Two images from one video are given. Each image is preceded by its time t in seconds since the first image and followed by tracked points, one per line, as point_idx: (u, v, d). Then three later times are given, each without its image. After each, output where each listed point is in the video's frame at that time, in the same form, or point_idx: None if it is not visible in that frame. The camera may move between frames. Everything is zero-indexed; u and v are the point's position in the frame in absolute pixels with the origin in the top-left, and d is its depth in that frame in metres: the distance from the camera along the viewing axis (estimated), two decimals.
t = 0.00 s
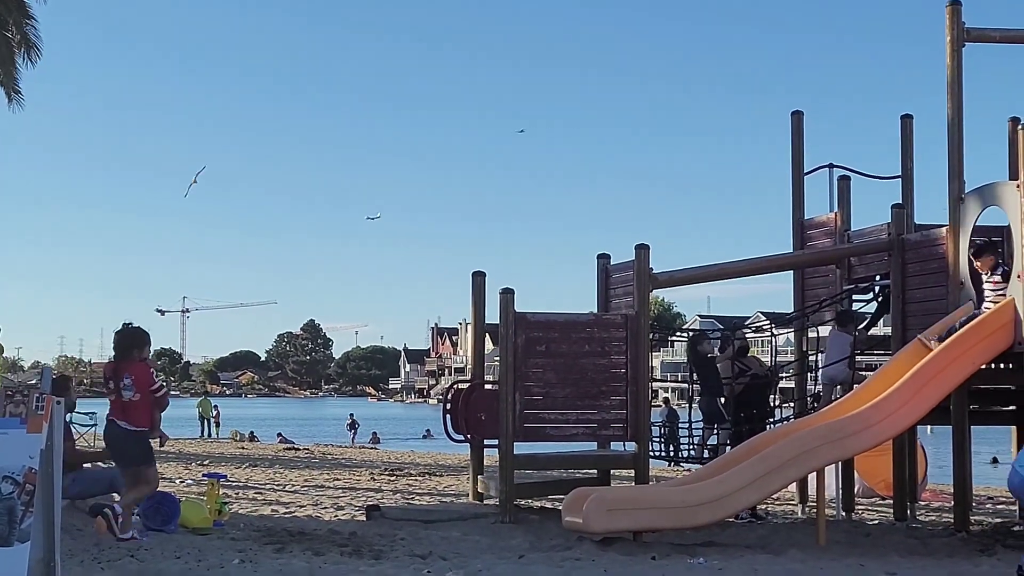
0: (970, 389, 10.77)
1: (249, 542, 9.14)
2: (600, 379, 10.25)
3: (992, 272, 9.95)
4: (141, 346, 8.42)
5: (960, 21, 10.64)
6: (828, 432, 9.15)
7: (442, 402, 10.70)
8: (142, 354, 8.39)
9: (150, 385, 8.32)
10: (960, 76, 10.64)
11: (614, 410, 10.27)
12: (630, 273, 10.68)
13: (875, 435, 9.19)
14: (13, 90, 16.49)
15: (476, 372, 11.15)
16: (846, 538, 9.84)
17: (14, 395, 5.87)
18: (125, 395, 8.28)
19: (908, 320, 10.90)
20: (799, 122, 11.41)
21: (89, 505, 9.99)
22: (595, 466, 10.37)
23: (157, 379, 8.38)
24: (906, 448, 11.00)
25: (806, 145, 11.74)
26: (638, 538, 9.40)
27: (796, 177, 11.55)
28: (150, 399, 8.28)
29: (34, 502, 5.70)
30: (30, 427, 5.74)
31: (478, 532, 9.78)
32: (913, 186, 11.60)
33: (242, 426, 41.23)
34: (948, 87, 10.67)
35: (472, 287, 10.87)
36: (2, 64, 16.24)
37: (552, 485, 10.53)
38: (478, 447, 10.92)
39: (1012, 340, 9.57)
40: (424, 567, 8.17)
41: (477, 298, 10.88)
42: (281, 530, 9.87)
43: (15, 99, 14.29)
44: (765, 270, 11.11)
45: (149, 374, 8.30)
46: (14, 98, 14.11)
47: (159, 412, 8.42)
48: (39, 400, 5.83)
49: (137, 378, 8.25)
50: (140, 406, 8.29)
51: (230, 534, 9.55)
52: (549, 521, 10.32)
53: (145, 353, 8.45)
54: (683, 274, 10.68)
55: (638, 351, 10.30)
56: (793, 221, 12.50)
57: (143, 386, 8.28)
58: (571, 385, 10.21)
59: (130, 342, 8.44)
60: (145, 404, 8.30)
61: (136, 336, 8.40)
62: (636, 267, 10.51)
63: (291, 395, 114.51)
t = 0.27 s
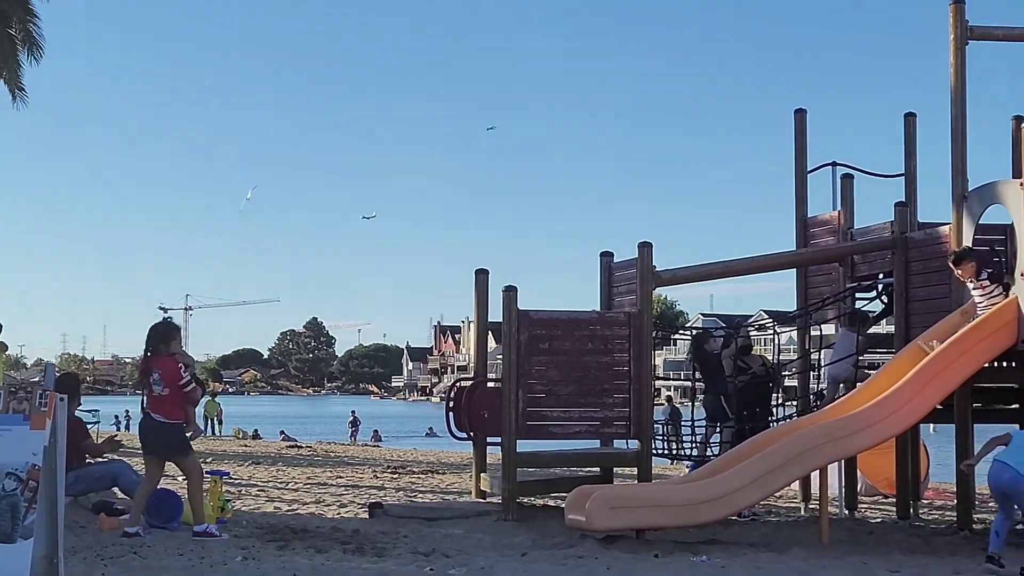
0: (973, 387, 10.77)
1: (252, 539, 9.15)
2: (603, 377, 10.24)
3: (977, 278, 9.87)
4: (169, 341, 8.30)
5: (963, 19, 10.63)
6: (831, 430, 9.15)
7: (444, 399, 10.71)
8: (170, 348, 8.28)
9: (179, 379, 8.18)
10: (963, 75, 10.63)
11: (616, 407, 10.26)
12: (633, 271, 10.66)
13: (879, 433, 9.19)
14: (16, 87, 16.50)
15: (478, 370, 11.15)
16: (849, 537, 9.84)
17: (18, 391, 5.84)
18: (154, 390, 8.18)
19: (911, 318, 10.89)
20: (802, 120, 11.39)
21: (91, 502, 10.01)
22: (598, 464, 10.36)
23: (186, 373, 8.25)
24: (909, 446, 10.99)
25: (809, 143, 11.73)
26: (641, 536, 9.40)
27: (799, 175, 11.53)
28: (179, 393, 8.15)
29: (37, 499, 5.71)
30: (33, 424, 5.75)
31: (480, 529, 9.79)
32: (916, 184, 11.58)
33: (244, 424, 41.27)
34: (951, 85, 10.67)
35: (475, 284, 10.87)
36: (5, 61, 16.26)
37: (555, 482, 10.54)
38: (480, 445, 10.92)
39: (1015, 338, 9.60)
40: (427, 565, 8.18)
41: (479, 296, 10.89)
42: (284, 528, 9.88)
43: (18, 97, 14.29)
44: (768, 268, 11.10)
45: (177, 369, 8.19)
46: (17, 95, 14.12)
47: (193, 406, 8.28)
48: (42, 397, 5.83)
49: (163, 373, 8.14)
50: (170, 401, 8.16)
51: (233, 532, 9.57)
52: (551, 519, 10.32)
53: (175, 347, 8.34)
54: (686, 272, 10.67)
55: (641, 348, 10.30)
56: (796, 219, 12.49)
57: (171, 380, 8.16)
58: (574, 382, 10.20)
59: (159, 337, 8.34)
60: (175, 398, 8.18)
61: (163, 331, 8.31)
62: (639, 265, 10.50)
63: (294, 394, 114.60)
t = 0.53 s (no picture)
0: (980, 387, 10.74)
1: (258, 538, 9.16)
2: (610, 377, 10.24)
3: (972, 284, 9.86)
4: (194, 338, 8.31)
5: (970, 19, 10.61)
6: (839, 429, 9.15)
7: (451, 399, 10.71)
8: (197, 345, 8.29)
9: (208, 375, 8.20)
10: (970, 74, 10.61)
11: (623, 407, 10.26)
12: (640, 270, 10.66)
13: (887, 432, 9.18)
14: (23, 88, 16.55)
15: (484, 370, 11.16)
16: (856, 536, 9.82)
17: (26, 390, 5.82)
18: (185, 388, 8.21)
19: (918, 318, 10.87)
20: (809, 120, 11.37)
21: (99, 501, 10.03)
22: (604, 463, 10.36)
23: (215, 369, 8.26)
24: (916, 446, 10.97)
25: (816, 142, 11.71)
26: (648, 536, 9.40)
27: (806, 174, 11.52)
28: (209, 389, 8.17)
29: (45, 498, 5.72)
30: (41, 423, 5.76)
31: (487, 529, 9.79)
32: (923, 184, 11.56)
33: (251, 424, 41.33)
34: (958, 84, 10.65)
35: (481, 284, 10.87)
36: (13, 62, 16.31)
37: (561, 482, 10.54)
38: (486, 445, 10.93)
39: None
40: (434, 564, 8.19)
41: (486, 296, 10.89)
42: (291, 527, 9.89)
43: (24, 96, 14.35)
44: (775, 268, 11.09)
45: (205, 366, 8.19)
46: (24, 95, 14.18)
47: (227, 401, 8.29)
48: (50, 396, 5.83)
49: (192, 371, 8.17)
50: (203, 398, 8.19)
51: (240, 531, 9.58)
52: (558, 518, 10.32)
53: (203, 345, 8.35)
54: (692, 271, 10.66)
55: (647, 347, 10.29)
56: (802, 219, 12.47)
57: (200, 377, 8.18)
58: (580, 382, 10.20)
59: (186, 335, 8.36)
60: (207, 396, 8.20)
61: (188, 329, 8.31)
62: (646, 264, 10.49)
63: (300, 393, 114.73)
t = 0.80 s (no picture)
0: (990, 390, 10.71)
1: (268, 541, 9.18)
2: (618, 380, 10.24)
3: (963, 301, 9.96)
4: (205, 340, 8.32)
5: (980, 21, 10.59)
6: (849, 432, 9.12)
7: (460, 401, 10.72)
8: (206, 348, 8.30)
9: (213, 380, 8.19)
10: (980, 77, 10.59)
11: (632, 410, 10.25)
12: (649, 274, 10.65)
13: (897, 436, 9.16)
14: (32, 91, 16.62)
15: (493, 373, 11.16)
16: (866, 540, 9.80)
17: (36, 392, 5.83)
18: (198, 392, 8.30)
19: (928, 321, 10.85)
20: (819, 123, 11.36)
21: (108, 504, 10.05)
22: (613, 466, 10.35)
23: (222, 373, 8.23)
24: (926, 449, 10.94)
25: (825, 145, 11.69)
26: (656, 539, 9.38)
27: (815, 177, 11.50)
28: (213, 394, 8.16)
29: (55, 500, 5.73)
30: (51, 425, 5.77)
31: (495, 532, 9.80)
32: (933, 187, 11.53)
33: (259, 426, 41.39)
34: (968, 87, 10.62)
35: (490, 287, 10.88)
36: (23, 65, 16.37)
37: (570, 485, 10.53)
38: (495, 448, 10.93)
39: None
40: (443, 567, 8.19)
41: (494, 299, 10.89)
42: (300, 530, 9.91)
43: (34, 100, 14.42)
44: (784, 270, 11.07)
45: (210, 370, 8.19)
46: (33, 98, 14.25)
47: (237, 404, 8.25)
48: (60, 398, 5.84)
49: (199, 376, 8.22)
50: (211, 402, 8.21)
51: (250, 534, 9.59)
52: (566, 521, 10.32)
53: (213, 347, 8.33)
54: (701, 274, 10.65)
55: (656, 350, 10.28)
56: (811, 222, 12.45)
57: (206, 382, 8.20)
58: (589, 385, 10.20)
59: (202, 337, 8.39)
60: (214, 400, 8.21)
61: (199, 332, 8.31)
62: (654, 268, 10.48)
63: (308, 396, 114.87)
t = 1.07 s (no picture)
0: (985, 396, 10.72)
1: (264, 546, 9.17)
2: (614, 385, 10.24)
3: (929, 331, 9.93)
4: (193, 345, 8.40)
5: (975, 27, 10.62)
6: (847, 437, 9.13)
7: (456, 406, 10.72)
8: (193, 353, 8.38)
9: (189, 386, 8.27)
10: (975, 83, 10.62)
11: (628, 415, 10.26)
12: (645, 279, 10.65)
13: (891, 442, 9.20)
14: (29, 96, 16.63)
15: (490, 378, 11.16)
16: (861, 545, 9.81)
17: (31, 397, 5.84)
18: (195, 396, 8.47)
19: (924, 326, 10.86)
20: (814, 128, 11.37)
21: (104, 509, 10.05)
22: (609, 471, 10.35)
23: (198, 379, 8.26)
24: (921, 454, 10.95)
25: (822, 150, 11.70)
26: (652, 544, 9.39)
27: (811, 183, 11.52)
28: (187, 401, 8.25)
29: (50, 504, 5.74)
30: (46, 430, 5.78)
31: (491, 537, 9.80)
32: (929, 192, 11.55)
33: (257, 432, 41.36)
34: (964, 93, 10.65)
35: (487, 293, 10.89)
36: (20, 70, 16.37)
37: (566, 490, 10.53)
38: (491, 453, 10.93)
39: None
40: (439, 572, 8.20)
41: (491, 304, 10.90)
42: (296, 535, 9.90)
43: (30, 104, 14.42)
44: (780, 276, 11.08)
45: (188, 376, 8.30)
46: (29, 103, 14.24)
47: (213, 411, 8.22)
48: (56, 403, 5.85)
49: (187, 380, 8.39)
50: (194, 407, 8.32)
51: (246, 538, 9.59)
52: (562, 526, 10.32)
53: (197, 352, 8.35)
54: (698, 279, 10.66)
55: (652, 355, 10.29)
56: (807, 227, 12.47)
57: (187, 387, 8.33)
58: (585, 390, 10.20)
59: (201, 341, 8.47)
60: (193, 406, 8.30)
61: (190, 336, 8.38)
62: (651, 273, 10.49)
63: (306, 402, 114.79)
